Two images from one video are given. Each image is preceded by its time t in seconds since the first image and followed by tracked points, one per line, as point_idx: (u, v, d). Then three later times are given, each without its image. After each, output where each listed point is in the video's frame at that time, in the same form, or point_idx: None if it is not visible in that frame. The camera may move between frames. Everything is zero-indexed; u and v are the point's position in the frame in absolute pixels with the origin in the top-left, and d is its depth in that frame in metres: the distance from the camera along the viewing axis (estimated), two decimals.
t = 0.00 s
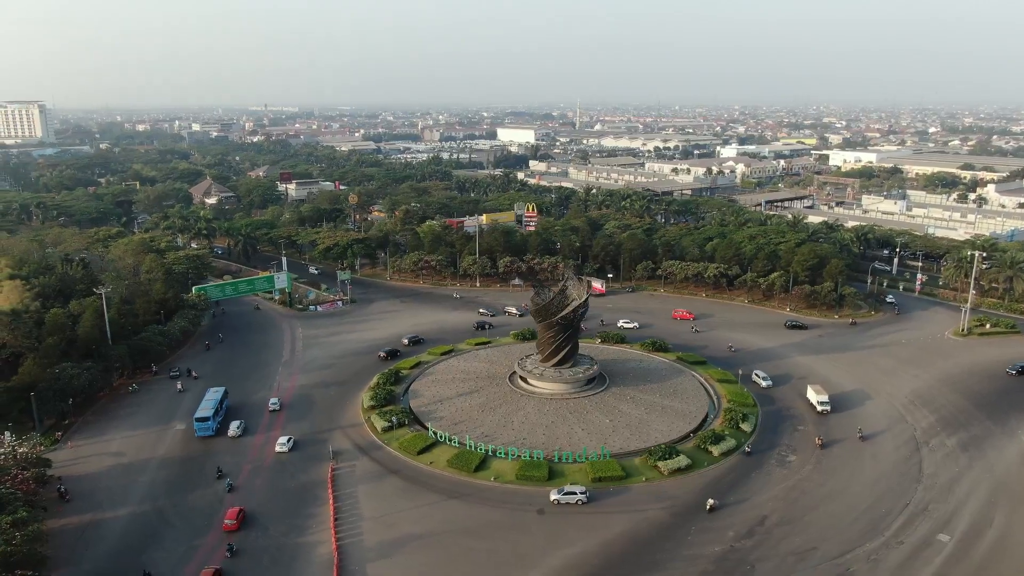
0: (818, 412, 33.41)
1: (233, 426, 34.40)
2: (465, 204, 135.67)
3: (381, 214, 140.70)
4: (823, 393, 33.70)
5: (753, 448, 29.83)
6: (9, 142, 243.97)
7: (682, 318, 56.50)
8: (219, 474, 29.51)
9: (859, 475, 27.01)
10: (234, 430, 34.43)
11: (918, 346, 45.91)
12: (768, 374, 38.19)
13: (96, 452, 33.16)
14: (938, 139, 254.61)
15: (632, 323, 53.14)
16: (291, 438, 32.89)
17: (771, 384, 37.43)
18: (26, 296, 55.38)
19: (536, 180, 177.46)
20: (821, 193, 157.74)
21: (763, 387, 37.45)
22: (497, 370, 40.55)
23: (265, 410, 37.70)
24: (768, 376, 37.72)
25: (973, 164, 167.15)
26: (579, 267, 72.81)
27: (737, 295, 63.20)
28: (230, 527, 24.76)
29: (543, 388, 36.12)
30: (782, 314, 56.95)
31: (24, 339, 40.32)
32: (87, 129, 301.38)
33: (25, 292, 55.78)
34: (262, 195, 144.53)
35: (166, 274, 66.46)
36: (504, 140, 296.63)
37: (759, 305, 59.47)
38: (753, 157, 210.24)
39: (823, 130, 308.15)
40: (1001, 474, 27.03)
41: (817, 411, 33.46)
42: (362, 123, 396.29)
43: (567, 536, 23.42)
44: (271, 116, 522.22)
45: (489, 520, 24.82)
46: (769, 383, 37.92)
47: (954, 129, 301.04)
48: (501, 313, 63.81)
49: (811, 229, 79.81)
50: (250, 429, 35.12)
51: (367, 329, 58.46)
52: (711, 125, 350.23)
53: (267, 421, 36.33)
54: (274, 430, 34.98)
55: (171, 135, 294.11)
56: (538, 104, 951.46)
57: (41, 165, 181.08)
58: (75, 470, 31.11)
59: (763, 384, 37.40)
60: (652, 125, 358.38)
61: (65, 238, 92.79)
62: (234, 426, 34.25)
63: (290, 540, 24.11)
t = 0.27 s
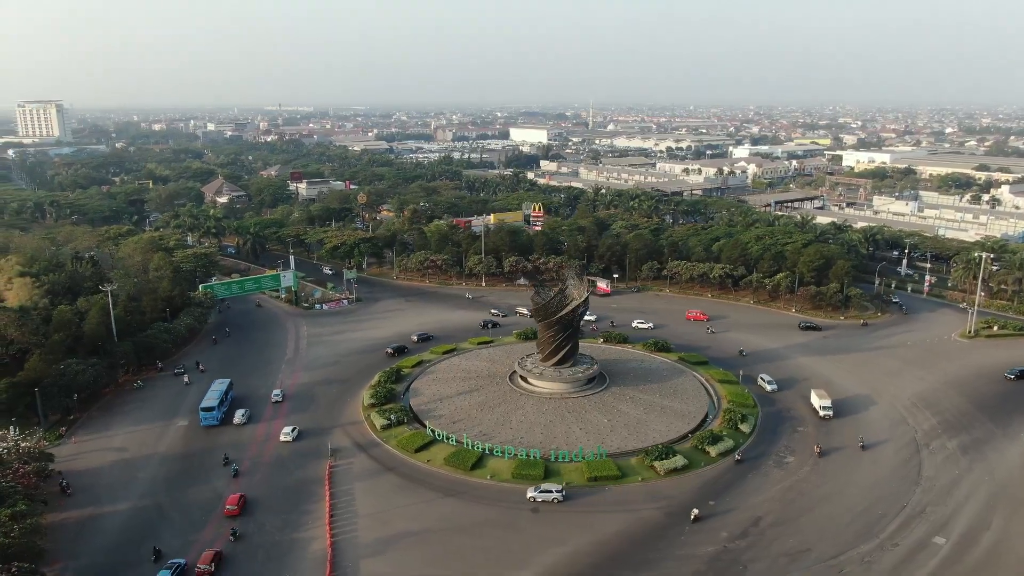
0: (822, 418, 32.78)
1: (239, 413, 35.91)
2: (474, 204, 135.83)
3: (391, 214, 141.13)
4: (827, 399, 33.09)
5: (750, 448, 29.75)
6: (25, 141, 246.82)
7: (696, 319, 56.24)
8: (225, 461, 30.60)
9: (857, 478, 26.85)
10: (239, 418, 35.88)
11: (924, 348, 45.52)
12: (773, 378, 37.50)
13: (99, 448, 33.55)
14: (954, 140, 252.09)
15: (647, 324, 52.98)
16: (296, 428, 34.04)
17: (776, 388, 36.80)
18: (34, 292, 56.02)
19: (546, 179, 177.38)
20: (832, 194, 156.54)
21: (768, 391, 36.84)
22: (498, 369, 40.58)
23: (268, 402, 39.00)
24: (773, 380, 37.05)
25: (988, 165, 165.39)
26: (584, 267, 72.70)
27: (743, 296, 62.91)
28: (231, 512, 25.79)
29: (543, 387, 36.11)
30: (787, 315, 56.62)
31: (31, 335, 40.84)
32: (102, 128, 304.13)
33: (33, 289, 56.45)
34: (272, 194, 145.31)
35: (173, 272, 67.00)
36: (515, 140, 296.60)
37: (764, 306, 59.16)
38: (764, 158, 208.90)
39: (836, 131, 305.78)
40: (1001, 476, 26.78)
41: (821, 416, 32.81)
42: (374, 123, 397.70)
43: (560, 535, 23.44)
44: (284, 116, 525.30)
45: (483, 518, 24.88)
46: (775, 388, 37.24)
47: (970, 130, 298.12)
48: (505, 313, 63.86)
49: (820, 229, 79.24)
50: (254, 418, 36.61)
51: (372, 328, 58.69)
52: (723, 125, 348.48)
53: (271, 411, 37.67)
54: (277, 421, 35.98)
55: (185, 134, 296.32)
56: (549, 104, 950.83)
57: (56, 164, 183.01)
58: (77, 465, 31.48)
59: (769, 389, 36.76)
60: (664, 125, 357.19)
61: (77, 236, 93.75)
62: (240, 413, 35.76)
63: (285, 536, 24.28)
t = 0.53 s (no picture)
0: (825, 423, 32.08)
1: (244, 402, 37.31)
2: (483, 203, 135.99)
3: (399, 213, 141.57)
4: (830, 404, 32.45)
5: (747, 448, 29.65)
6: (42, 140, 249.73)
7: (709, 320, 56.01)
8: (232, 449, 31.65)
9: (854, 479, 26.67)
10: (245, 408, 37.30)
11: (929, 349, 45.11)
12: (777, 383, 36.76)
13: (101, 443, 33.92)
14: (969, 141, 249.59)
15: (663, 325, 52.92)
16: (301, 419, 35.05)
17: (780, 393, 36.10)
18: (43, 290, 56.72)
19: (555, 179, 177.31)
20: (844, 195, 155.40)
21: (773, 395, 36.13)
22: (498, 368, 40.63)
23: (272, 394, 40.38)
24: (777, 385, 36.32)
25: (1003, 166, 163.58)
26: (590, 267, 72.61)
27: (748, 297, 62.62)
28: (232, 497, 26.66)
29: (542, 386, 36.12)
30: (792, 315, 56.25)
31: (37, 331, 41.35)
32: (117, 128, 307.02)
33: (42, 286, 57.15)
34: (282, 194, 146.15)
35: (181, 270, 67.59)
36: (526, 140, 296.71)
37: (769, 306, 58.82)
38: (776, 158, 207.59)
39: (849, 131, 303.57)
40: (1001, 480, 26.51)
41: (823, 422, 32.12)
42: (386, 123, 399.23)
43: (553, 534, 23.44)
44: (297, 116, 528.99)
45: (477, 516, 24.93)
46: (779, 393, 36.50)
47: (985, 130, 295.18)
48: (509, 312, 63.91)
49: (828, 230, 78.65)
50: (259, 407, 38.19)
51: (376, 327, 58.90)
52: (735, 126, 346.85)
53: (275, 403, 38.93)
54: (281, 414, 36.76)
55: (198, 134, 298.63)
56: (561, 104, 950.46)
57: (71, 163, 185.11)
58: (79, 460, 31.84)
59: (773, 393, 36.02)
60: (677, 125, 356.27)
61: (88, 234, 94.76)
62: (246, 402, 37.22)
63: (281, 531, 24.43)
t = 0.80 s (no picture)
0: (827, 428, 31.49)
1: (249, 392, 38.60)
2: (492, 203, 136.11)
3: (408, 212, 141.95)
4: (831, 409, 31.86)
5: (744, 449, 29.59)
6: (59, 139, 252.45)
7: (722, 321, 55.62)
8: (239, 438, 32.81)
9: (852, 481, 26.51)
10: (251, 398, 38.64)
11: (934, 351, 44.74)
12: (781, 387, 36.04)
13: (105, 438, 34.31)
14: (985, 141, 246.79)
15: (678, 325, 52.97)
16: (307, 410, 36.24)
17: (784, 397, 35.42)
18: (52, 287, 57.44)
19: (565, 179, 177.12)
20: (856, 195, 154.18)
21: (777, 399, 35.44)
22: (498, 367, 40.67)
23: (276, 385, 42.02)
24: (781, 389, 35.63)
25: (1018, 166, 161.69)
26: (595, 266, 72.51)
27: (753, 297, 62.28)
28: (235, 483, 27.72)
29: (541, 386, 36.13)
30: (796, 316, 55.88)
31: (44, 328, 41.91)
32: (133, 127, 309.92)
33: (51, 283, 57.88)
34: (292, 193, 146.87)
35: (188, 268, 68.17)
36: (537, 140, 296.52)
37: (774, 307, 58.46)
38: (788, 158, 206.15)
39: (863, 132, 301.11)
40: (1001, 482, 26.27)
41: (825, 427, 31.53)
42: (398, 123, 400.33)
43: (546, 533, 23.48)
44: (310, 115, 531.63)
45: (471, 513, 25.04)
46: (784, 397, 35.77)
47: (1003, 130, 291.67)
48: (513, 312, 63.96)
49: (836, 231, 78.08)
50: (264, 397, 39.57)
51: (380, 325, 59.14)
52: (748, 126, 344.89)
53: (279, 393, 40.30)
54: (282, 410, 37.12)
55: (212, 133, 300.85)
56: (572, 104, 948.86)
57: (87, 162, 187.12)
58: (81, 455, 32.22)
59: (777, 397, 35.34)
60: (689, 125, 354.80)
61: (100, 232, 95.72)
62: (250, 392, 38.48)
63: (276, 527, 24.61)
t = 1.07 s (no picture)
0: (828, 433, 30.80)
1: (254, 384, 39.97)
2: (500, 203, 136.17)
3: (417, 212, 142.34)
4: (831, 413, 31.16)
5: (741, 449, 29.49)
6: (75, 138, 255.28)
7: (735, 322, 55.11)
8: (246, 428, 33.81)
9: (849, 482, 26.35)
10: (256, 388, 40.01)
11: (940, 353, 44.32)
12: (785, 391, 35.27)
13: (107, 433, 34.66)
14: (1002, 142, 243.75)
15: (693, 325, 52.89)
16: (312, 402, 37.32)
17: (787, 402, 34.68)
18: (61, 284, 58.14)
19: (575, 179, 176.93)
20: (868, 196, 152.90)
21: (780, 404, 34.71)
22: (498, 366, 40.68)
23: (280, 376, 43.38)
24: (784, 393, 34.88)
25: None
26: (601, 266, 72.34)
27: (759, 298, 61.92)
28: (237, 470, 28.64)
29: (540, 385, 36.11)
30: (801, 318, 55.47)
31: (51, 324, 42.39)
32: (148, 126, 312.94)
33: (60, 281, 58.57)
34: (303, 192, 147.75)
35: (196, 266, 68.72)
36: (549, 139, 296.32)
37: (780, 308, 58.05)
38: (799, 158, 204.74)
39: (878, 132, 298.50)
40: (1001, 485, 26.01)
41: (826, 431, 30.85)
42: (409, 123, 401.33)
43: (538, 531, 23.56)
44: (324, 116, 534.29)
45: (465, 511, 25.11)
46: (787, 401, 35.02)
47: (1020, 131, 288.15)
48: (517, 312, 63.99)
49: (844, 231, 77.46)
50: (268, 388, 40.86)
51: (384, 324, 59.38)
52: (760, 126, 342.93)
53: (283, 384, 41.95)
54: (283, 407, 37.38)
55: (225, 133, 303.14)
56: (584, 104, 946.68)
57: (102, 161, 189.09)
58: (84, 449, 32.59)
59: (781, 402, 34.62)
60: (701, 125, 353.10)
61: (111, 231, 96.68)
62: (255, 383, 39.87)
63: (272, 523, 24.75)
